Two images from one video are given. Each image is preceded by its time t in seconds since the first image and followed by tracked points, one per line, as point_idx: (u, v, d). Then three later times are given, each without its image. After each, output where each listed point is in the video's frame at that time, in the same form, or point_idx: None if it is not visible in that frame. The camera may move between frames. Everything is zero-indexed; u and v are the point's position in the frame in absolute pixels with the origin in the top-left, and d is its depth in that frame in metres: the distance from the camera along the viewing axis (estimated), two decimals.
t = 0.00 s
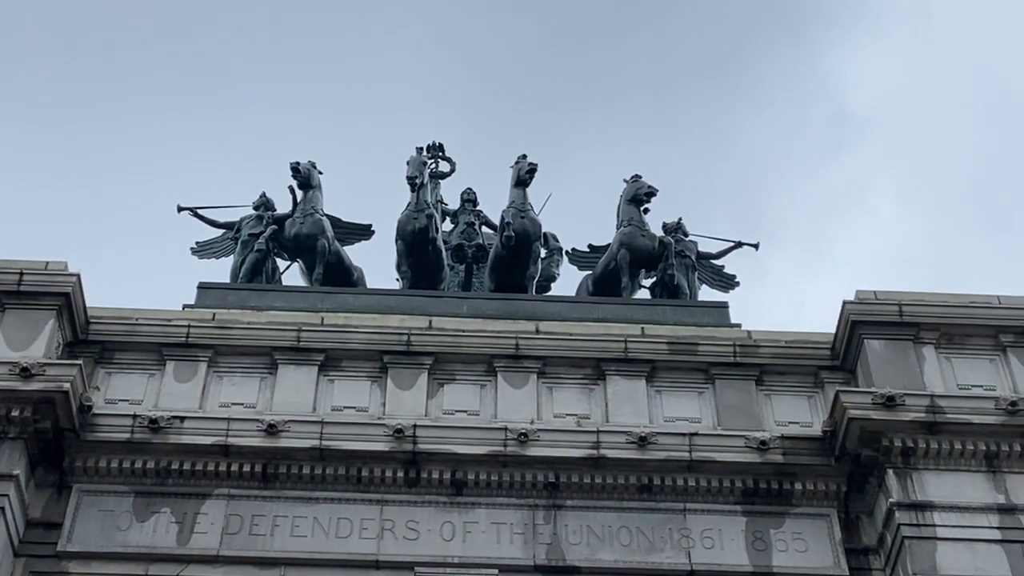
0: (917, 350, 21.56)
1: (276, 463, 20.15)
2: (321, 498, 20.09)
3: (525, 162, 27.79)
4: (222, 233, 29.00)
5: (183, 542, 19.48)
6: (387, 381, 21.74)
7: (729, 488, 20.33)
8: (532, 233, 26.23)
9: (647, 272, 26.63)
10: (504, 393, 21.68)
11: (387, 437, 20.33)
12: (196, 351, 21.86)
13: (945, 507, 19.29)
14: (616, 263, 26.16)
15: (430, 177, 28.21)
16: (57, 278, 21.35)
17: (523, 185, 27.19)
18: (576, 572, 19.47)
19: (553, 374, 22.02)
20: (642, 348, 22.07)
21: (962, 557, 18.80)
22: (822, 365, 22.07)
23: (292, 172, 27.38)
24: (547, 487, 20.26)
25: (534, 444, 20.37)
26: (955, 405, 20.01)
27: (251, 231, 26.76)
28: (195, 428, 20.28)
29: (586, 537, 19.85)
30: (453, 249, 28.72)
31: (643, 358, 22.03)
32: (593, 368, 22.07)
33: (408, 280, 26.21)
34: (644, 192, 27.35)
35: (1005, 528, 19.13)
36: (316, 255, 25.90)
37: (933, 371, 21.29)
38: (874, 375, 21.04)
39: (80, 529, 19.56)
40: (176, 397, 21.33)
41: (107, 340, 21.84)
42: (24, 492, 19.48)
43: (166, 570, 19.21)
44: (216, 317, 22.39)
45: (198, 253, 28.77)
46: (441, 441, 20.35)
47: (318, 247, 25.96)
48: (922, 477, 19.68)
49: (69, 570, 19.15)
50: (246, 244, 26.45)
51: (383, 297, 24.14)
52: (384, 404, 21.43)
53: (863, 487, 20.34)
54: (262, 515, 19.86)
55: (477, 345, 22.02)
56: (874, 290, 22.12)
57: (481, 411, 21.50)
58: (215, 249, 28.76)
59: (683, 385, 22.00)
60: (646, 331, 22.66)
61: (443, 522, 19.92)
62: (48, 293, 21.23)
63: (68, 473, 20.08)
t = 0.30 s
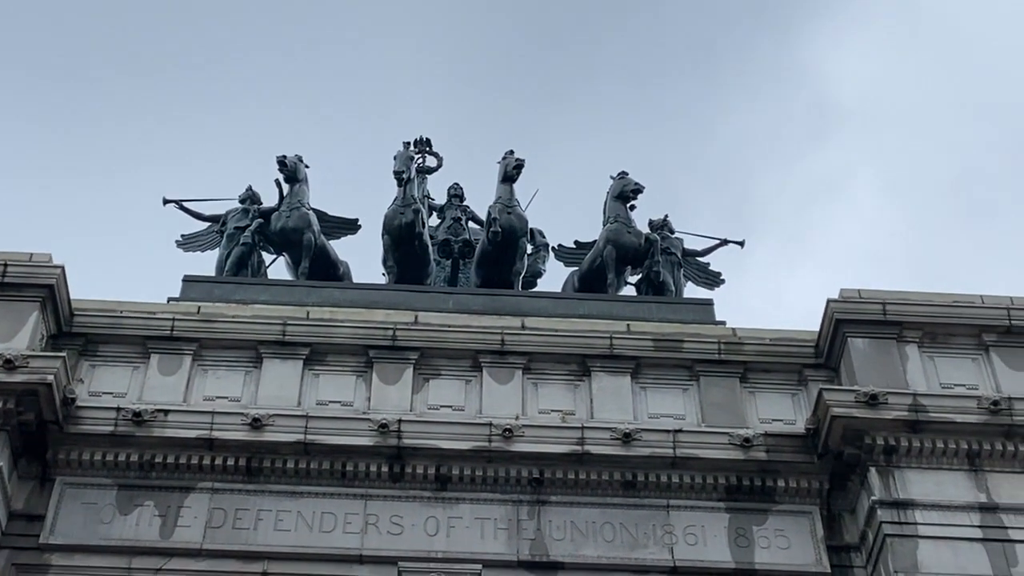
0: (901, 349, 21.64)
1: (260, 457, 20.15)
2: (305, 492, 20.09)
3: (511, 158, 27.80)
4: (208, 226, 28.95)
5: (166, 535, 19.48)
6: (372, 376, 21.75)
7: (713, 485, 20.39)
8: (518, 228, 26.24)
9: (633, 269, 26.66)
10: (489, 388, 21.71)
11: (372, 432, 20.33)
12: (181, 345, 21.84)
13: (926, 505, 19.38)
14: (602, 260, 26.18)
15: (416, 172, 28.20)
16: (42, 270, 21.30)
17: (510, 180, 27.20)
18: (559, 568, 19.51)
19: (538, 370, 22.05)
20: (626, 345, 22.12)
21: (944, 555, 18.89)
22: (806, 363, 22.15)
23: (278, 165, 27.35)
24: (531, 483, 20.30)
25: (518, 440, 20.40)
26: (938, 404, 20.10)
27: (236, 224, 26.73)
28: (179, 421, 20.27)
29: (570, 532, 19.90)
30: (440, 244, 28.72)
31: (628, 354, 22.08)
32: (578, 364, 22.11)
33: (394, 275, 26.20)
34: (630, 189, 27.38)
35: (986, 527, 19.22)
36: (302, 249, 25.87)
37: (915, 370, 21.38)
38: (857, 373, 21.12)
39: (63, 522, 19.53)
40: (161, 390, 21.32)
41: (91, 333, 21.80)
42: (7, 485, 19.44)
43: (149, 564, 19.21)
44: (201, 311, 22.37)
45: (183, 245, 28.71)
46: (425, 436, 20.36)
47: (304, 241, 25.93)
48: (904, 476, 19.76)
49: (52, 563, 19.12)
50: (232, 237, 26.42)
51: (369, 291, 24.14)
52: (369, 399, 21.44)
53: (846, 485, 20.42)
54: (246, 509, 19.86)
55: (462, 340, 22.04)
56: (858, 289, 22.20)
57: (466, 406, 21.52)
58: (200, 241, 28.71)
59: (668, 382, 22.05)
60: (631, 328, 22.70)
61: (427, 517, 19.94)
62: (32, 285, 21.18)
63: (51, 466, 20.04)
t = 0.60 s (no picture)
0: (880, 343, 21.72)
1: (239, 445, 20.11)
2: (284, 480, 20.07)
3: (495, 148, 27.77)
4: (189, 213, 28.86)
5: (143, 521, 19.44)
6: (352, 364, 21.72)
7: (691, 477, 20.45)
8: (500, 219, 26.23)
9: (615, 261, 26.68)
10: (470, 378, 21.71)
11: (351, 420, 20.31)
12: (161, 331, 21.77)
13: (903, 499, 19.46)
14: (584, 251, 26.19)
15: (399, 161, 28.15)
16: (21, 254, 21.20)
17: (493, 170, 27.17)
18: (537, 558, 19.54)
19: (518, 361, 22.05)
20: (607, 336, 22.14)
21: (919, 550, 18.99)
22: (786, 357, 22.20)
23: (261, 152, 27.27)
24: (510, 473, 20.31)
25: (498, 431, 20.40)
26: (915, 398, 20.18)
27: (218, 210, 26.65)
28: (158, 407, 20.21)
29: (548, 523, 19.94)
30: (422, 233, 28.69)
31: (608, 346, 22.10)
32: (558, 355, 22.12)
33: (376, 263, 26.16)
34: (613, 180, 27.39)
35: (962, 521, 19.31)
36: (284, 236, 25.81)
37: (894, 364, 21.46)
38: (836, 367, 21.19)
39: (40, 507, 19.48)
40: (140, 376, 21.25)
41: (70, 318, 21.71)
42: None
43: (126, 550, 19.18)
44: (182, 297, 22.30)
45: (164, 231, 28.61)
46: (405, 425, 20.35)
47: (285, 228, 25.87)
48: (881, 470, 19.84)
49: (28, 548, 19.07)
50: (214, 224, 26.34)
51: (350, 280, 24.10)
52: (349, 387, 21.41)
53: (823, 479, 20.49)
54: (225, 496, 19.83)
55: (443, 330, 22.03)
56: (838, 283, 22.26)
57: (446, 396, 21.52)
58: (181, 228, 28.62)
59: (648, 374, 22.08)
60: (612, 319, 22.73)
61: (406, 506, 19.94)
62: (12, 270, 21.08)
63: (29, 450, 19.98)
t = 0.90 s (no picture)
0: (856, 333, 21.83)
1: (213, 425, 20.06)
2: (259, 461, 20.03)
3: (475, 132, 27.74)
4: (166, 191, 28.72)
5: (116, 500, 19.38)
6: (328, 346, 21.69)
7: (665, 463, 20.52)
8: (479, 203, 26.21)
9: (594, 247, 26.70)
10: (446, 362, 21.70)
11: (327, 402, 20.28)
12: (136, 310, 21.68)
13: (875, 488, 19.59)
14: (563, 237, 26.21)
15: (379, 143, 28.09)
16: None
17: (473, 154, 27.14)
18: (510, 542, 19.58)
19: (495, 345, 22.06)
20: (584, 322, 22.17)
21: (891, 538, 19.12)
22: (762, 345, 22.29)
23: (239, 132, 27.16)
24: (485, 457, 20.33)
25: (474, 414, 20.41)
26: (889, 388, 20.30)
27: (196, 190, 26.53)
28: (133, 386, 20.14)
29: (522, 507, 19.97)
30: (401, 215, 28.65)
31: (585, 332, 22.13)
32: (535, 340, 22.14)
33: (353, 245, 26.11)
34: (593, 166, 27.41)
35: (933, 511, 19.44)
36: (261, 216, 25.73)
37: (869, 354, 21.58)
38: (812, 356, 21.28)
39: (12, 484, 19.39)
40: (115, 354, 21.16)
41: (45, 295, 21.59)
42: None
43: (99, 528, 19.12)
44: (158, 276, 22.21)
45: (141, 209, 28.48)
46: (381, 408, 20.33)
47: (263, 208, 25.78)
48: (854, 459, 19.96)
49: None
50: (191, 203, 26.23)
51: (328, 261, 24.04)
52: (325, 369, 21.38)
53: (797, 467, 20.60)
54: (199, 475, 19.79)
55: (420, 313, 22.02)
56: (815, 272, 22.36)
57: (423, 379, 21.51)
58: (158, 206, 28.49)
59: (625, 360, 22.13)
60: (590, 305, 22.76)
61: (380, 489, 19.94)
62: None
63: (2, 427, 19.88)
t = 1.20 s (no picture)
0: (827, 318, 21.93)
1: (184, 398, 19.99)
2: (229, 435, 19.99)
3: (452, 110, 27.66)
4: (139, 163, 28.54)
5: (85, 471, 19.31)
6: (301, 321, 21.64)
7: (636, 444, 20.58)
8: (455, 181, 26.17)
9: (569, 227, 26.72)
10: (419, 339, 21.69)
11: (298, 377, 20.19)
12: (108, 282, 21.56)
13: (843, 472, 19.71)
14: (538, 216, 26.20)
15: (355, 119, 28.00)
16: None
17: (450, 132, 27.07)
18: (480, 520, 19.62)
19: (468, 324, 22.05)
20: (557, 303, 22.19)
21: (858, 523, 19.25)
22: (735, 328, 22.36)
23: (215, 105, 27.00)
24: (457, 435, 20.35)
25: (446, 392, 20.40)
26: (859, 373, 20.41)
27: (170, 162, 26.37)
28: (104, 358, 20.04)
29: (493, 485, 20.01)
30: (376, 192, 28.58)
31: (559, 312, 22.15)
32: (508, 320, 22.15)
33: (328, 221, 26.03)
34: (569, 146, 27.39)
35: (900, 496, 19.59)
36: (236, 190, 25.61)
37: (840, 339, 21.68)
38: (784, 340, 21.37)
39: None
40: (86, 326, 21.04)
41: (16, 265, 21.44)
42: None
43: (67, 500, 19.05)
44: (131, 248, 22.10)
45: (114, 180, 28.30)
46: (353, 384, 20.30)
47: (238, 182, 25.67)
48: (823, 443, 20.08)
49: None
50: (165, 175, 26.08)
51: (302, 236, 23.96)
52: (297, 344, 21.33)
53: (766, 450, 20.71)
54: (168, 449, 19.73)
55: (394, 291, 21.98)
56: (789, 257, 22.43)
57: (395, 356, 21.49)
58: (131, 177, 28.32)
59: (597, 341, 22.17)
60: (563, 286, 22.78)
61: (350, 466, 19.93)
62: None
63: None
